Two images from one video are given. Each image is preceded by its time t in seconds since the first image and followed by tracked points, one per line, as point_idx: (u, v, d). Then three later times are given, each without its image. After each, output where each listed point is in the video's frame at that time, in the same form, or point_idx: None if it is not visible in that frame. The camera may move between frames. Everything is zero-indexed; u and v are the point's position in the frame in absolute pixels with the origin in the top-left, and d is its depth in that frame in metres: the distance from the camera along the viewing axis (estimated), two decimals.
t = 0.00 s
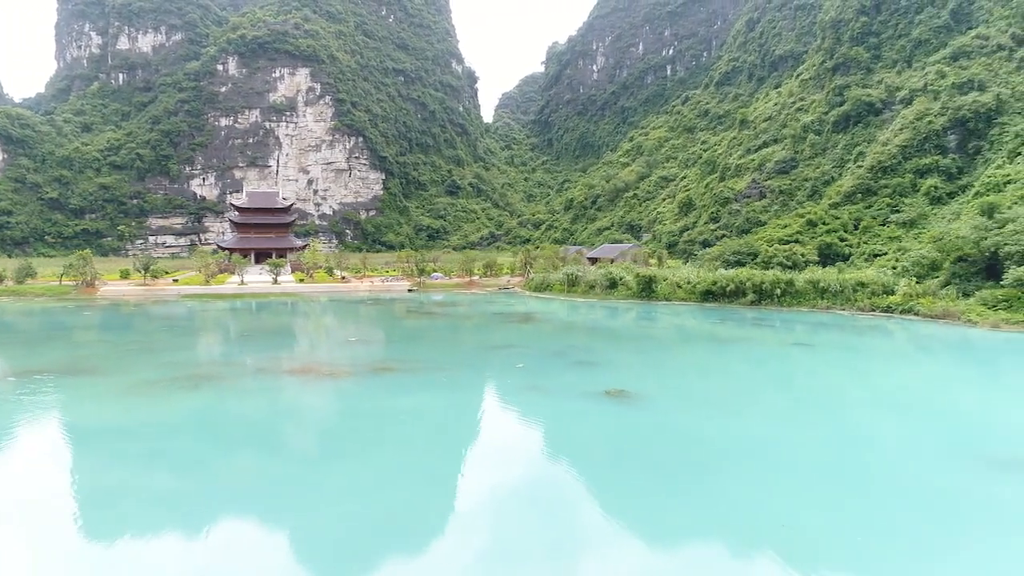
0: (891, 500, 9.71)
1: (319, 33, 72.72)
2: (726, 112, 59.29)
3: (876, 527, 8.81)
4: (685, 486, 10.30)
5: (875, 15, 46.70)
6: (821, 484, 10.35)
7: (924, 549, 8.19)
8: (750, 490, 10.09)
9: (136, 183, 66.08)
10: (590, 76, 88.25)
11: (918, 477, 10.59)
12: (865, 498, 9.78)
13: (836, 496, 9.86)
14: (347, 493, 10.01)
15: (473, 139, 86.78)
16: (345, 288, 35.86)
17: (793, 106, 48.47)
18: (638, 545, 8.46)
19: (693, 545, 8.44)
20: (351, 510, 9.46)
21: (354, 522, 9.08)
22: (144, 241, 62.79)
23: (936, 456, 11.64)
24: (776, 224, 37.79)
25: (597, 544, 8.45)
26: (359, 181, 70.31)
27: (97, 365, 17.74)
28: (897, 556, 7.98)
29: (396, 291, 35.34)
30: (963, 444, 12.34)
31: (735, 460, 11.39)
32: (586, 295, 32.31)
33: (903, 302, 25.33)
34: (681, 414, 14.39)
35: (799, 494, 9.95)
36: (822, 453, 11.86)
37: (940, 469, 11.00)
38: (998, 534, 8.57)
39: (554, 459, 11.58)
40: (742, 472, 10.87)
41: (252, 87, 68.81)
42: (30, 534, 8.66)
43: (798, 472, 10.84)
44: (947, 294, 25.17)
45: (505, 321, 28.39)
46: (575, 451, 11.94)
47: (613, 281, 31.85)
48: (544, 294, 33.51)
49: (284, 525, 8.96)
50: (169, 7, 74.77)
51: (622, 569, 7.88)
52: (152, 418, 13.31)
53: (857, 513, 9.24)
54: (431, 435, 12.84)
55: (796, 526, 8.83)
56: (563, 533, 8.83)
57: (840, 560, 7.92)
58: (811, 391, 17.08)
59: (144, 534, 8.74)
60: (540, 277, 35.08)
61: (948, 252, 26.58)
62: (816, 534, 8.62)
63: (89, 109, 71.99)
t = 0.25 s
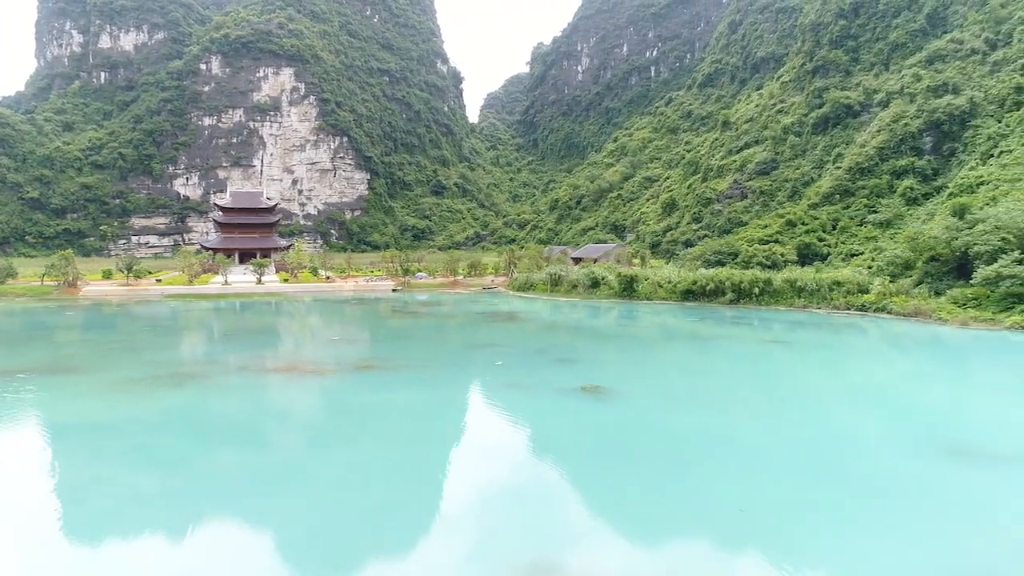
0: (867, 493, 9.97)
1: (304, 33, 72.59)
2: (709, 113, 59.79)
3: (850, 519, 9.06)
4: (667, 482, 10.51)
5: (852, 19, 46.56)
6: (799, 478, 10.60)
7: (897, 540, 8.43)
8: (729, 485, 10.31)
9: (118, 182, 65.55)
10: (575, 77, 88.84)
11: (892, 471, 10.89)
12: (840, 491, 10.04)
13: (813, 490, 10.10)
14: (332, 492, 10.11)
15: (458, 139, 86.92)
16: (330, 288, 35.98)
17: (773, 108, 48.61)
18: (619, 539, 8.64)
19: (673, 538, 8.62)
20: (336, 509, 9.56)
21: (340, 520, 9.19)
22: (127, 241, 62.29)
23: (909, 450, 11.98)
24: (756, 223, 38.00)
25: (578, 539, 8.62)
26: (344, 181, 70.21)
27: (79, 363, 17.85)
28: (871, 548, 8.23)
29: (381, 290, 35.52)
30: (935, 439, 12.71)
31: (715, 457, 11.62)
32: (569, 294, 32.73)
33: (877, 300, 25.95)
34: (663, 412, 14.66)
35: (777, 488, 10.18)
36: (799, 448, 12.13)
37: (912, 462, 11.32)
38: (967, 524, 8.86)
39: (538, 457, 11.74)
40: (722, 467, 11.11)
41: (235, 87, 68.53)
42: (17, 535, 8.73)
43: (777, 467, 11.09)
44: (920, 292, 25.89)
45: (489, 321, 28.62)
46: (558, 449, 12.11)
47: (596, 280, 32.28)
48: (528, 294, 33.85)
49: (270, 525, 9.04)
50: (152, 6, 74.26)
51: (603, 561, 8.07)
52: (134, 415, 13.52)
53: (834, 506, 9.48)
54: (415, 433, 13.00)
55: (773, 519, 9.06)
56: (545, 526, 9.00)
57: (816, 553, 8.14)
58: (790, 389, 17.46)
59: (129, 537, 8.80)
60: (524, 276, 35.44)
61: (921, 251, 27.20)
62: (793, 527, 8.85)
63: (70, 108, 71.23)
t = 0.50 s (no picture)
0: (846, 486, 10.16)
1: (286, 32, 72.32)
2: (690, 115, 60.42)
3: (831, 512, 9.21)
4: (650, 478, 10.61)
5: (830, 21, 46.66)
6: (780, 473, 10.77)
7: (877, 531, 8.60)
8: (712, 481, 10.43)
9: (97, 182, 64.76)
10: (557, 78, 89.34)
11: (868, 465, 11.11)
12: (821, 485, 10.22)
13: (794, 484, 10.26)
14: (316, 493, 10.11)
15: (441, 139, 86.95)
16: (312, 288, 36.02)
17: (753, 110, 48.88)
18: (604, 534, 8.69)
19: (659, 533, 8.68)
20: (321, 509, 9.57)
21: (325, 520, 9.18)
22: (106, 241, 61.49)
23: (884, 444, 12.26)
24: (735, 224, 38.40)
25: (563, 535, 8.68)
26: (327, 181, 70.04)
27: (60, 362, 17.97)
28: (852, 539, 8.38)
29: (363, 290, 35.64)
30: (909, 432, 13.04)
31: (698, 454, 11.76)
32: (550, 293, 33.11)
33: (850, 299, 26.57)
34: (645, 410, 14.83)
35: (759, 483, 10.33)
36: (779, 444, 12.34)
37: (888, 455, 11.58)
38: (943, 514, 9.07)
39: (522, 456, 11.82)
40: (705, 463, 11.25)
41: (217, 86, 68.12)
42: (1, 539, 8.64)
43: (758, 462, 11.27)
44: (891, 291, 26.58)
45: (471, 321, 28.82)
46: (543, 448, 12.18)
47: (576, 280, 32.68)
48: (509, 293, 34.17)
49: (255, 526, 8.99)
50: (131, 3, 73.54)
51: (589, 556, 8.14)
52: (116, 414, 13.60)
53: (813, 501, 9.64)
54: (400, 433, 13.06)
55: (757, 513, 9.18)
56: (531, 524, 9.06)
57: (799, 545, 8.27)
58: (767, 386, 17.79)
59: (112, 540, 8.71)
60: (505, 276, 35.74)
61: (893, 250, 27.83)
62: (776, 520, 8.97)
63: (47, 107, 70.29)
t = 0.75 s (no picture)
0: (809, 475, 10.45)
1: (263, 31, 71.91)
2: (666, 116, 61.16)
3: (796, 500, 9.46)
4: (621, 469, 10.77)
5: (802, 26, 47.89)
6: (747, 464, 11.02)
7: (839, 516, 8.84)
8: (687, 474, 10.54)
9: (70, 181, 63.72)
10: (536, 79, 89.85)
11: (841, 457, 11.28)
12: (785, 474, 10.49)
13: (771, 477, 10.37)
14: (289, 488, 10.13)
15: (420, 139, 86.92)
16: (288, 288, 36.01)
17: (727, 111, 49.22)
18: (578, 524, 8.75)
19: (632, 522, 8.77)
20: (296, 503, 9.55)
21: (297, 513, 9.22)
22: (80, 241, 60.34)
23: (844, 435, 12.67)
24: (709, 224, 38.64)
25: (541, 524, 8.72)
26: (304, 180, 69.78)
27: (30, 362, 17.89)
28: (816, 524, 8.60)
29: (340, 290, 35.72)
30: (867, 424, 13.49)
31: (674, 449, 11.83)
32: (526, 293, 33.49)
33: (817, 297, 27.27)
34: (617, 407, 15.03)
35: (726, 473, 10.55)
36: (746, 436, 12.64)
37: (849, 446, 11.96)
38: (901, 499, 9.38)
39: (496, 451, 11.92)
40: (674, 456, 11.46)
41: (192, 85, 67.54)
42: None
43: (726, 455, 11.52)
44: (857, 289, 27.33)
45: (449, 320, 29.02)
46: (516, 443, 12.28)
47: (552, 279, 33.11)
48: (485, 293, 34.48)
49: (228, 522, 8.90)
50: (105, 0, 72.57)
51: (568, 547, 8.14)
52: (87, 412, 13.63)
53: (788, 492, 9.74)
54: (372, 429, 13.13)
55: (725, 502, 9.37)
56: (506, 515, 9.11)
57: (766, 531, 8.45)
58: (735, 383, 18.24)
59: (83, 542, 8.45)
60: (482, 275, 36.03)
61: (860, 250, 28.54)
62: (743, 508, 9.17)
63: (18, 104, 69.03)
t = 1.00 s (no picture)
0: (773, 466, 10.76)
1: (241, 29, 71.49)
2: (645, 117, 61.65)
3: (754, 487, 9.90)
4: (588, 460, 11.13)
5: (778, 28, 48.54)
6: (709, 454, 11.45)
7: (793, 500, 9.28)
8: (663, 468, 10.69)
9: (44, 180, 62.66)
10: (517, 79, 90.14)
11: (810, 452, 11.54)
12: (744, 463, 10.94)
13: (744, 471, 10.56)
14: (264, 480, 10.34)
15: (400, 139, 86.77)
16: (266, 287, 35.94)
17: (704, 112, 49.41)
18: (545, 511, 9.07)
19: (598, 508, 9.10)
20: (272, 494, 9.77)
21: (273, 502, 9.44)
22: (54, 240, 59.19)
23: (804, 427, 13.18)
24: (685, 224, 39.06)
25: (509, 511, 9.01)
26: (283, 180, 69.47)
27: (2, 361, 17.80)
28: (771, 507, 9.03)
29: (318, 290, 35.76)
30: (826, 417, 14.04)
31: (650, 444, 11.99)
32: (504, 292, 33.78)
33: (788, 295, 27.88)
34: (594, 404, 15.21)
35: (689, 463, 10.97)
36: (714, 430, 12.97)
37: (807, 437, 12.46)
38: (852, 485, 9.87)
39: (467, 444, 12.21)
40: (640, 447, 11.86)
41: (169, 83, 66.96)
42: None
43: (700, 450, 11.73)
44: (826, 288, 27.98)
45: (426, 319, 29.25)
46: (486, 437, 12.60)
47: (530, 278, 33.45)
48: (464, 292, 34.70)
49: (204, 513, 9.07)
50: None
51: (545, 540, 8.21)
52: (60, 411, 13.65)
53: (760, 485, 9.94)
54: (345, 425, 13.38)
55: (686, 489, 9.77)
56: (476, 504, 9.39)
57: (724, 514, 8.85)
58: (704, 379, 18.72)
59: (54, 542, 8.30)
60: (460, 275, 36.24)
61: (829, 249, 29.17)
62: (703, 494, 9.58)
63: None
